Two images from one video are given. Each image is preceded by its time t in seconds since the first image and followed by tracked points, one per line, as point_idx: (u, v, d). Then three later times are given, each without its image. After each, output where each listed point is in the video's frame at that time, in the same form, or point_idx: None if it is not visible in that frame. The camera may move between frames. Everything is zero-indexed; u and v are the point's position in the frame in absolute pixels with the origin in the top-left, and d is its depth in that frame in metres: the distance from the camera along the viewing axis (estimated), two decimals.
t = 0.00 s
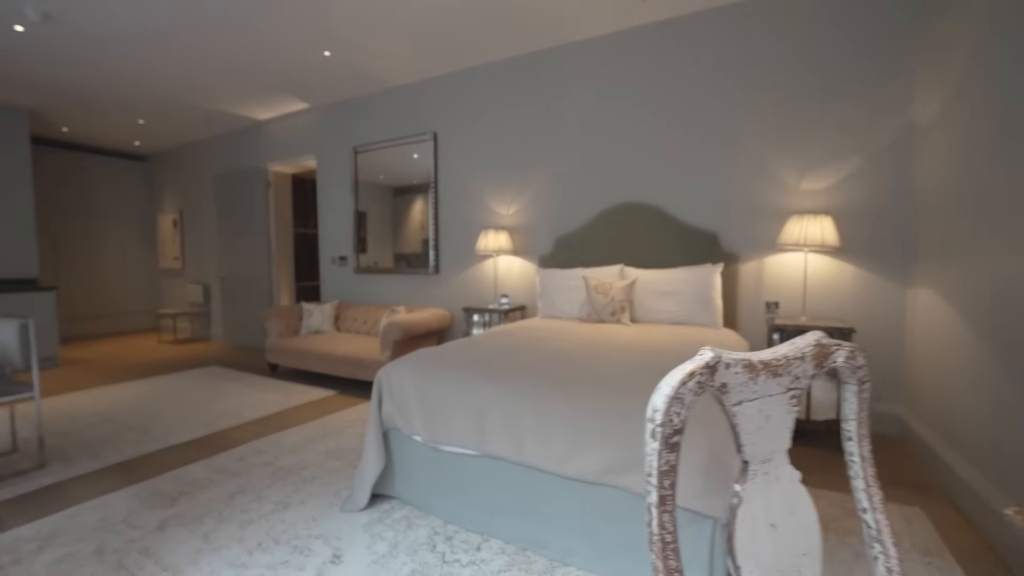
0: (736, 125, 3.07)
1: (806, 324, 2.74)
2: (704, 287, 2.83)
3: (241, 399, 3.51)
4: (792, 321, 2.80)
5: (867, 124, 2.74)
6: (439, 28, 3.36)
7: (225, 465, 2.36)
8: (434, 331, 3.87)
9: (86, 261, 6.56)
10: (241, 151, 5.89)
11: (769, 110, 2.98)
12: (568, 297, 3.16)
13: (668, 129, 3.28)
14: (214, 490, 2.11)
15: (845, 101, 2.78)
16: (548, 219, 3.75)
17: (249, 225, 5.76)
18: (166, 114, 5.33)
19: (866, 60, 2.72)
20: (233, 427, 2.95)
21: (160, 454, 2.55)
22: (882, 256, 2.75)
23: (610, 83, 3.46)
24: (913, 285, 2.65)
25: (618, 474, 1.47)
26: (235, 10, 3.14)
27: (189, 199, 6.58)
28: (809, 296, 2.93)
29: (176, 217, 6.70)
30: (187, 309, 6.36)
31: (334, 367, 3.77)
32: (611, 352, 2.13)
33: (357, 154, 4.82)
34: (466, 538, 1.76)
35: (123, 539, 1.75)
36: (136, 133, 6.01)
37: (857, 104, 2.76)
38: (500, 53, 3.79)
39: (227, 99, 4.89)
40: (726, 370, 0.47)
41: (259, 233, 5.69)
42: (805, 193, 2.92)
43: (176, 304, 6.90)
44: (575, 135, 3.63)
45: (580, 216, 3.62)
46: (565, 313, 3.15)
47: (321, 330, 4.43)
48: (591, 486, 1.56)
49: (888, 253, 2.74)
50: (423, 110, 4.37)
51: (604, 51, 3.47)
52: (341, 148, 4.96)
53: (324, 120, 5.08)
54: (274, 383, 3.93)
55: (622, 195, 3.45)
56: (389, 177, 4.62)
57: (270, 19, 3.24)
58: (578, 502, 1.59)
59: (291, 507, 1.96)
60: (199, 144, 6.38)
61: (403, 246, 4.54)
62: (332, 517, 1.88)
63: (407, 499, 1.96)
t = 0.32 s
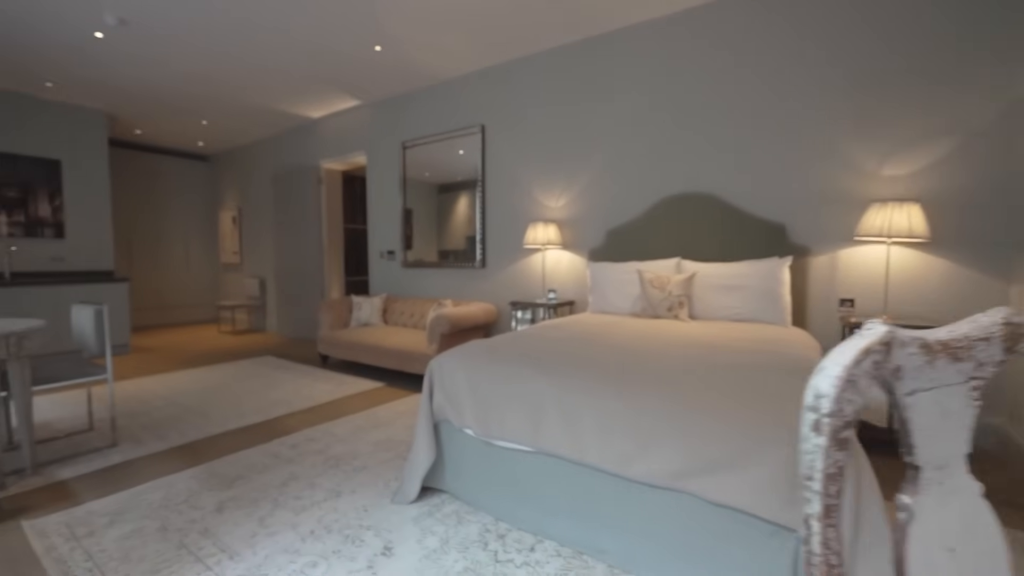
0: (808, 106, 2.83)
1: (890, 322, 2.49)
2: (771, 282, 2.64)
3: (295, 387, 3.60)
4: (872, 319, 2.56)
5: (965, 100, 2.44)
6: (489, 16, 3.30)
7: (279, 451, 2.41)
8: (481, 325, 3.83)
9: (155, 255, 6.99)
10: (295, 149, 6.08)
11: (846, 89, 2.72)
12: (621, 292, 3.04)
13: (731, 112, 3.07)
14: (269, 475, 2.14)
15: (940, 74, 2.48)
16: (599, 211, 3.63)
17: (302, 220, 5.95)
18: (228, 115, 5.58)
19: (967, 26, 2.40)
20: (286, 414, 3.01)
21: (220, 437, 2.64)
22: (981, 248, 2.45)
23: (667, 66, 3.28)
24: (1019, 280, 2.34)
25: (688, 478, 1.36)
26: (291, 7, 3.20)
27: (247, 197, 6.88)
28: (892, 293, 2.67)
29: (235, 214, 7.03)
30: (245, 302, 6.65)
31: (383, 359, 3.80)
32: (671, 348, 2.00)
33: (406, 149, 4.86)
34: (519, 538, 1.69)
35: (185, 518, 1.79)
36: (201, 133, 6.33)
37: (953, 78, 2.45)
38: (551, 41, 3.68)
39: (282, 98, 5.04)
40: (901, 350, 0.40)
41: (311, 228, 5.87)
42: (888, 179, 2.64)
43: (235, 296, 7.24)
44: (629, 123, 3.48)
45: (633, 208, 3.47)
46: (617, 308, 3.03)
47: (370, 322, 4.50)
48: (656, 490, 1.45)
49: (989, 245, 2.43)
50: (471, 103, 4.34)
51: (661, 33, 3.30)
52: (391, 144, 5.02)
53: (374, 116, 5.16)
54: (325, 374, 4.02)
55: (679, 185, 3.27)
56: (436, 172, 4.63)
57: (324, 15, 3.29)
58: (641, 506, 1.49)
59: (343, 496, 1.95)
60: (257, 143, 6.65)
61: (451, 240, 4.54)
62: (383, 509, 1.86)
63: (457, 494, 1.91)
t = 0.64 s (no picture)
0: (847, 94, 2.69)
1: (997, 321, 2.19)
2: (853, 277, 2.39)
3: (346, 379, 3.64)
4: (973, 318, 2.27)
5: None
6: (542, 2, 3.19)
7: (331, 441, 2.41)
8: (530, 321, 3.74)
9: (218, 251, 7.36)
10: (347, 146, 6.21)
11: (945, 62, 2.42)
12: (679, 288, 2.87)
13: (805, 92, 2.81)
14: (322, 464, 2.14)
15: None
16: (655, 202, 3.45)
17: (353, 216, 6.07)
18: (285, 115, 5.76)
19: None
20: (337, 405, 3.03)
21: (276, 425, 2.68)
22: None
23: (732, 46, 3.05)
24: None
25: (774, 489, 1.21)
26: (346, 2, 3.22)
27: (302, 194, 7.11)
28: (998, 290, 2.36)
29: (291, 211, 7.29)
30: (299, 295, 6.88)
31: (431, 353, 3.77)
32: (744, 345, 1.83)
33: (455, 144, 4.84)
34: (578, 544, 1.58)
35: (242, 504, 1.81)
36: (260, 134, 6.59)
37: None
38: (605, 24, 3.53)
39: (336, 96, 5.14)
40: None
41: (362, 224, 5.97)
42: (996, 161, 2.33)
43: (290, 290, 7.51)
44: (689, 108, 3.28)
45: (693, 199, 3.28)
46: (676, 304, 2.86)
47: (418, 316, 4.51)
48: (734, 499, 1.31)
49: None
50: (521, 95, 4.25)
51: (726, 11, 3.07)
52: (440, 139, 5.01)
53: (424, 112, 5.17)
54: (375, 366, 4.05)
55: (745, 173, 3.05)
56: (485, 166, 4.58)
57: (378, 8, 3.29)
58: (717, 520, 1.34)
59: (394, 490, 1.91)
60: (312, 142, 6.85)
61: (499, 235, 4.47)
62: (434, 505, 1.80)
63: (511, 494, 1.83)
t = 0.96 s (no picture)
0: (843, 95, 2.69)
1: None
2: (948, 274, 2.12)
3: (390, 373, 3.64)
4: None
5: None
6: None
7: (377, 435, 2.38)
8: (576, 318, 3.62)
9: (268, 247, 7.62)
10: (391, 143, 6.27)
11: None
12: (739, 286, 2.70)
13: (886, 69, 2.54)
14: (367, 458, 2.11)
15: None
16: (711, 195, 3.26)
17: (397, 213, 6.12)
18: (332, 113, 5.87)
19: None
20: (382, 399, 3.02)
21: (322, 417, 2.69)
22: None
23: (800, 22, 2.81)
24: None
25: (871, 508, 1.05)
26: None
27: (347, 192, 7.25)
28: None
29: (337, 208, 7.45)
30: (344, 291, 7.02)
31: (474, 349, 3.72)
32: (823, 345, 1.65)
33: (498, 138, 4.77)
34: (637, 556, 1.47)
35: (290, 495, 1.79)
36: (308, 133, 6.75)
37: None
38: (658, 7, 3.35)
39: (381, 93, 5.17)
40: None
41: (405, 220, 6.01)
42: None
43: (335, 286, 7.69)
44: (750, 93, 3.06)
45: (753, 191, 3.07)
46: (736, 302, 2.68)
47: (460, 313, 4.48)
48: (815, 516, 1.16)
49: None
50: (567, 86, 4.12)
51: None
52: (483, 133, 4.96)
53: (467, 106, 5.13)
54: (417, 362, 4.04)
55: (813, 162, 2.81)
56: (529, 160, 4.49)
57: None
58: (799, 540, 1.19)
59: (440, 488, 1.85)
60: (357, 140, 6.97)
61: (543, 230, 4.38)
62: (482, 506, 1.72)
63: (563, 498, 1.74)
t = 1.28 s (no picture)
0: (845, 95, 2.70)
1: None
2: None
3: (433, 369, 3.61)
4: None
5: None
6: None
7: (422, 431, 2.33)
8: (624, 316, 3.47)
9: (315, 244, 7.83)
10: (434, 140, 6.28)
11: None
12: (807, 282, 2.49)
13: (984, 40, 2.26)
14: (413, 455, 2.06)
15: None
16: (774, 185, 3.03)
17: (440, 209, 6.12)
18: (377, 111, 5.93)
19: None
20: (426, 395, 2.98)
21: (368, 411, 2.67)
22: None
23: None
24: None
25: (1006, 538, 0.86)
26: None
27: (391, 189, 7.33)
28: None
29: (381, 206, 7.55)
30: (387, 287, 7.11)
31: (517, 346, 3.64)
32: (926, 346, 1.45)
33: (544, 131, 4.67)
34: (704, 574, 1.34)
35: (337, 489, 1.76)
36: (354, 131, 6.87)
37: None
38: None
39: (425, 88, 5.15)
40: None
41: (448, 216, 6.01)
42: None
43: (378, 282, 7.81)
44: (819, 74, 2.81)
45: (823, 180, 2.83)
46: (805, 300, 2.47)
47: (503, 309, 4.41)
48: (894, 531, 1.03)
49: None
50: (617, 75, 3.96)
51: None
52: (528, 127, 4.86)
53: (511, 100, 5.05)
54: (460, 358, 4.00)
55: (895, 147, 2.54)
56: (576, 153, 4.36)
57: None
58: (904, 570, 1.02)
59: (488, 488, 1.77)
60: (401, 138, 7.03)
61: (590, 225, 4.25)
62: (534, 510, 1.63)
63: (620, 506, 1.62)
